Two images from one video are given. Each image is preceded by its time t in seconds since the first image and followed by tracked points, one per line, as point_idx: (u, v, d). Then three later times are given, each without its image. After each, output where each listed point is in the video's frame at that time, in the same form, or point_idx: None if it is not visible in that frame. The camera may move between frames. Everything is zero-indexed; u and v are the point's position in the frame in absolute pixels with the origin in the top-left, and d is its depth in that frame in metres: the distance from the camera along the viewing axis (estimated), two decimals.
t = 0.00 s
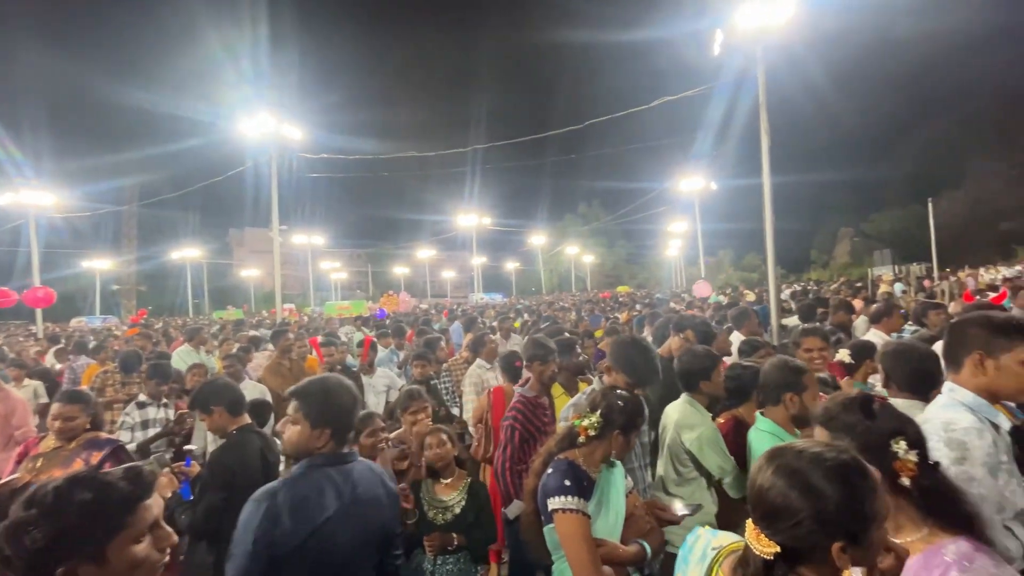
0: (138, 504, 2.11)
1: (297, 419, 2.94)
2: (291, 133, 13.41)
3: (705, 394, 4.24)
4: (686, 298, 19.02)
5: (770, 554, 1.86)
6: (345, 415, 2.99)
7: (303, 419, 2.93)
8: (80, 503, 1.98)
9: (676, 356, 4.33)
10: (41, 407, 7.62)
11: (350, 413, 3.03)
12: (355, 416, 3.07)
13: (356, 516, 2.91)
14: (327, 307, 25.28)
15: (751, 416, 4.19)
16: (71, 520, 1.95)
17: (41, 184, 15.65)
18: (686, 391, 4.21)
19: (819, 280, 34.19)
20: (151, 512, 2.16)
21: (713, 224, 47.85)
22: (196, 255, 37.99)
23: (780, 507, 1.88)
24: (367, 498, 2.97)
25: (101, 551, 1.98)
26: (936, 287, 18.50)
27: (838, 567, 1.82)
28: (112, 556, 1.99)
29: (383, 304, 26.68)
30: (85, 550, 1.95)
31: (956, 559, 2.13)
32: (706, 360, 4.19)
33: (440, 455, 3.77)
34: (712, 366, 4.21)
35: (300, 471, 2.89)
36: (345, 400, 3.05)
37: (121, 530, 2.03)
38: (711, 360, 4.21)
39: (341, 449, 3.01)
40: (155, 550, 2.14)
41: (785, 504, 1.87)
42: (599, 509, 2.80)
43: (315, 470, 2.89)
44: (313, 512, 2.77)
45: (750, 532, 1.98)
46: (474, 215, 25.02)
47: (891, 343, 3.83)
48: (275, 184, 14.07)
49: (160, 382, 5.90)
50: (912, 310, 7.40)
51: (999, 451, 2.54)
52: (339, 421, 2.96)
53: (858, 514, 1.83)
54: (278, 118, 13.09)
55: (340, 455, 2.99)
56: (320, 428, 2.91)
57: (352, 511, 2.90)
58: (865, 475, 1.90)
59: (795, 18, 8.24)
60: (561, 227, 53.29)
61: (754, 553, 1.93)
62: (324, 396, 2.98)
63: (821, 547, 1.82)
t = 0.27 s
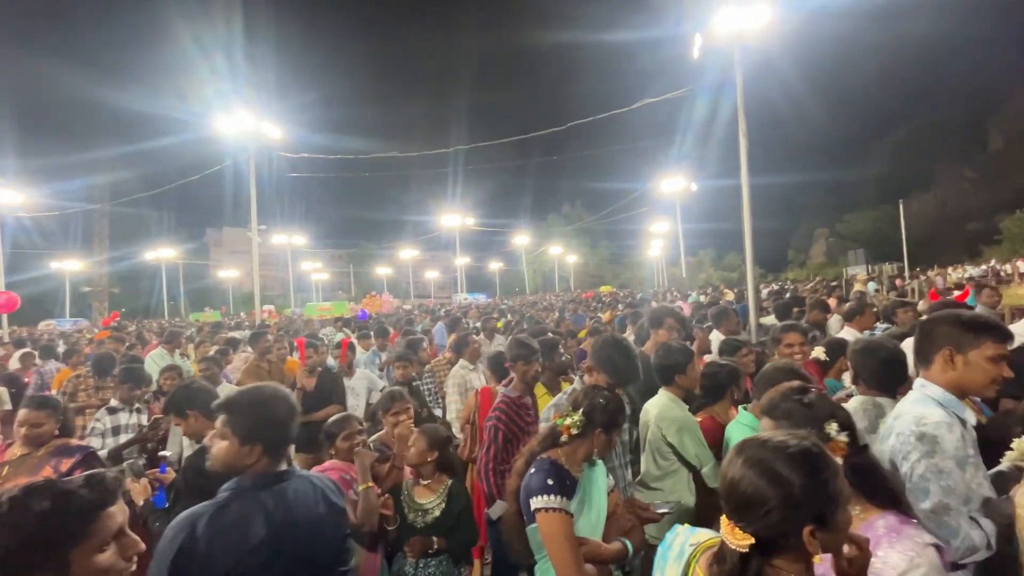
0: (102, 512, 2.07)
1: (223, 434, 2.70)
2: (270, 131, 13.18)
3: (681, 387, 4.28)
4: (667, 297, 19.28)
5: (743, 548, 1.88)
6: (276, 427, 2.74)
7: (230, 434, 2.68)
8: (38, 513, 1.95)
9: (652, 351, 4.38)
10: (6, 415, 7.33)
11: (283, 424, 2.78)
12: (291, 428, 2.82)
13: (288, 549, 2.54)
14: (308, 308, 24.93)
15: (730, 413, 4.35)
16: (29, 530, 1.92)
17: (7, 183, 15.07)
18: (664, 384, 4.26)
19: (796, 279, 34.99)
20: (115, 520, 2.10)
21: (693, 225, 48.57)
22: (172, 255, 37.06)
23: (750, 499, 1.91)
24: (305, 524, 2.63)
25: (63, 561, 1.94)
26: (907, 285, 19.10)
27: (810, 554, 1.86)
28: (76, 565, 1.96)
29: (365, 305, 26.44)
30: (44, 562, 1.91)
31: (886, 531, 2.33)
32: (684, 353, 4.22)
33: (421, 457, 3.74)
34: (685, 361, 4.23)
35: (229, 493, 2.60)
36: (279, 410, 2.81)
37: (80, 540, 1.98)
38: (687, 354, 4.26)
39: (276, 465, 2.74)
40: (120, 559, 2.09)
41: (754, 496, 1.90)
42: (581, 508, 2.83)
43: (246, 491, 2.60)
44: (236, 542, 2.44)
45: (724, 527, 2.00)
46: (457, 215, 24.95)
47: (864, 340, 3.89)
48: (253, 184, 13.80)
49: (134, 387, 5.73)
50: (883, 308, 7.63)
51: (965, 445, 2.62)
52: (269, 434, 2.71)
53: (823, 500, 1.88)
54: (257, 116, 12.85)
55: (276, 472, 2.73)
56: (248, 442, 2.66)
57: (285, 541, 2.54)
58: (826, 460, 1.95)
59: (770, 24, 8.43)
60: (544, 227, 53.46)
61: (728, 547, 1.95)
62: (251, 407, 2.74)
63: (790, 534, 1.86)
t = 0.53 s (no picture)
0: (65, 518, 2.03)
1: (148, 446, 2.46)
2: (251, 128, 12.94)
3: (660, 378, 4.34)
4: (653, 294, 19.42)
5: (717, 544, 1.91)
6: (206, 436, 2.50)
7: (154, 446, 2.45)
8: None
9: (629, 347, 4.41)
10: None
11: (215, 432, 2.54)
12: (226, 436, 2.59)
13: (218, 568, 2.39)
14: (293, 308, 24.58)
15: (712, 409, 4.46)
16: None
17: None
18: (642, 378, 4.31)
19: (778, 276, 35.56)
20: (80, 526, 2.05)
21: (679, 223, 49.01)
22: (150, 255, 36.19)
23: (722, 496, 1.94)
24: (238, 542, 2.46)
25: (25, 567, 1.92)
26: (884, 282, 19.56)
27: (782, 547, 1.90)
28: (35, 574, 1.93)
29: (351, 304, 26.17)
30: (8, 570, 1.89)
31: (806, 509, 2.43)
32: (664, 347, 4.28)
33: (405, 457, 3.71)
34: (662, 355, 4.29)
35: (154, 510, 2.42)
36: (214, 417, 2.58)
37: (43, 547, 1.96)
38: (663, 348, 4.31)
39: (211, 476, 2.54)
40: (87, 565, 2.05)
41: (726, 492, 1.93)
42: (566, 504, 2.84)
43: (172, 507, 2.42)
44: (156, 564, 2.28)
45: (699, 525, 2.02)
46: (444, 213, 24.82)
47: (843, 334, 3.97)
48: (235, 182, 13.56)
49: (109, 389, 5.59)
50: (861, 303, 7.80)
51: (941, 440, 2.68)
52: (197, 445, 2.47)
53: (790, 494, 1.91)
54: (238, 113, 12.61)
55: (210, 484, 2.53)
56: (174, 454, 2.43)
57: (213, 561, 2.38)
58: (794, 455, 1.98)
59: (753, 25, 8.54)
60: (531, 226, 53.48)
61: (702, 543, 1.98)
62: (178, 415, 2.50)
63: (760, 529, 1.89)
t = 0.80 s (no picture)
0: (32, 525, 1.99)
1: (91, 454, 2.43)
2: (235, 125, 12.76)
3: (644, 375, 4.40)
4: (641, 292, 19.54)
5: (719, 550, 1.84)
6: (153, 442, 2.47)
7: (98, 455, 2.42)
8: None
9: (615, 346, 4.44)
10: None
11: (163, 439, 2.50)
12: (176, 442, 2.55)
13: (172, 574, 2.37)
14: (280, 308, 24.34)
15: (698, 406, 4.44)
16: None
17: None
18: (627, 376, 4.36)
19: (765, 273, 35.97)
20: (47, 534, 2.02)
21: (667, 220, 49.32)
22: (133, 255, 35.56)
23: (708, 498, 1.91)
24: (188, 550, 2.43)
25: None
26: (868, 279, 19.88)
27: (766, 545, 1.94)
28: None
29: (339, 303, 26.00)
30: None
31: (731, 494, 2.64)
32: (646, 344, 4.38)
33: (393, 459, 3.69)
34: (645, 352, 4.38)
35: (100, 519, 2.40)
36: (159, 423, 2.54)
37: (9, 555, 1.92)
38: (646, 347, 4.38)
39: (161, 483, 2.50)
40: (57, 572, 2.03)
41: (712, 494, 1.91)
42: (554, 502, 2.84)
43: (118, 515, 2.40)
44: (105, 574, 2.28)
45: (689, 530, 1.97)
46: (432, 211, 24.70)
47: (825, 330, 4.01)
48: (218, 180, 13.36)
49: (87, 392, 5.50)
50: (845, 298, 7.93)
51: (922, 438, 2.74)
52: (142, 452, 2.44)
53: (765, 489, 1.93)
54: (221, 110, 12.41)
55: (161, 491, 2.50)
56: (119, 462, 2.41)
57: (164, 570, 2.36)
58: (760, 450, 2.01)
59: (738, 25, 8.61)
60: (521, 224, 53.48)
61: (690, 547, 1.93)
62: (121, 423, 2.47)
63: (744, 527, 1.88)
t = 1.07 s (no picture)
0: None
1: (35, 470, 2.34)
2: (217, 123, 12.54)
3: (626, 374, 4.47)
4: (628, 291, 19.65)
5: (713, 546, 1.86)
6: (101, 454, 2.39)
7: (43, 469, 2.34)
8: None
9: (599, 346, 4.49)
10: None
11: (113, 449, 2.43)
12: (127, 452, 2.48)
13: None
14: (265, 308, 24.01)
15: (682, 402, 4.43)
16: None
17: None
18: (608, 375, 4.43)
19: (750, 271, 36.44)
20: (12, 546, 2.04)
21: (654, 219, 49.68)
22: (112, 256, 34.83)
23: (689, 496, 1.92)
24: (146, 560, 2.41)
25: None
26: (850, 276, 20.24)
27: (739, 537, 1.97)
28: None
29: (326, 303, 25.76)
30: None
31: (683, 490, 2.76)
32: (626, 345, 4.47)
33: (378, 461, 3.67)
34: (625, 352, 4.46)
35: (48, 535, 2.35)
36: (109, 434, 2.46)
37: None
38: (627, 347, 4.47)
39: (114, 493, 2.46)
40: None
41: (690, 490, 1.92)
42: (539, 503, 2.84)
43: (68, 531, 2.35)
44: None
45: (672, 530, 1.98)
46: (420, 210, 24.57)
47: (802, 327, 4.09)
48: (200, 180, 13.12)
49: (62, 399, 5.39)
50: (826, 296, 8.09)
51: (902, 433, 2.79)
52: (90, 465, 2.36)
53: (729, 481, 1.95)
54: (202, 108, 12.19)
55: (113, 501, 2.45)
56: (64, 477, 2.33)
57: None
58: (719, 446, 2.03)
59: (721, 26, 8.69)
60: (508, 223, 53.47)
61: (678, 546, 1.95)
62: (64, 436, 2.37)
63: (720, 519, 1.90)
